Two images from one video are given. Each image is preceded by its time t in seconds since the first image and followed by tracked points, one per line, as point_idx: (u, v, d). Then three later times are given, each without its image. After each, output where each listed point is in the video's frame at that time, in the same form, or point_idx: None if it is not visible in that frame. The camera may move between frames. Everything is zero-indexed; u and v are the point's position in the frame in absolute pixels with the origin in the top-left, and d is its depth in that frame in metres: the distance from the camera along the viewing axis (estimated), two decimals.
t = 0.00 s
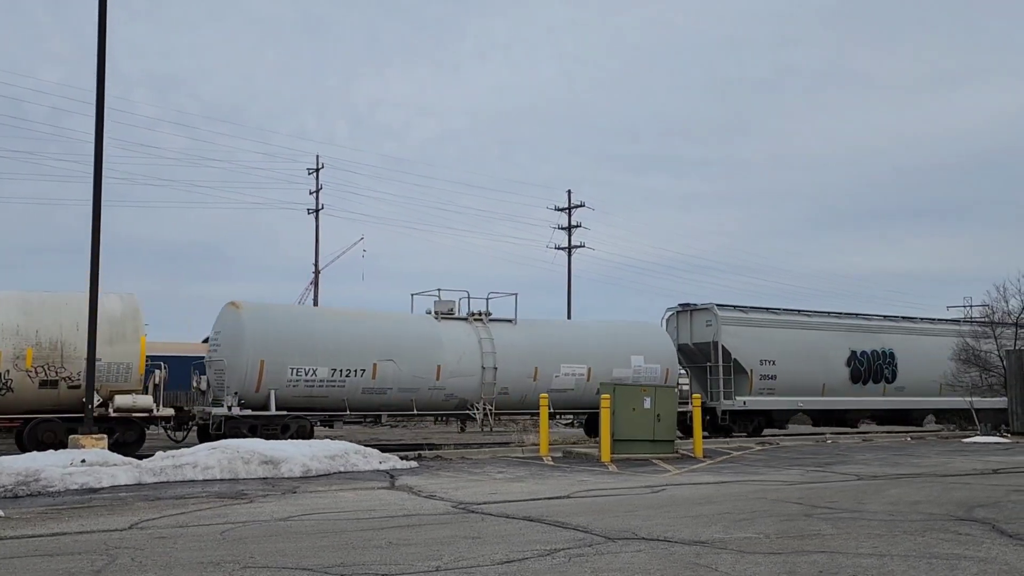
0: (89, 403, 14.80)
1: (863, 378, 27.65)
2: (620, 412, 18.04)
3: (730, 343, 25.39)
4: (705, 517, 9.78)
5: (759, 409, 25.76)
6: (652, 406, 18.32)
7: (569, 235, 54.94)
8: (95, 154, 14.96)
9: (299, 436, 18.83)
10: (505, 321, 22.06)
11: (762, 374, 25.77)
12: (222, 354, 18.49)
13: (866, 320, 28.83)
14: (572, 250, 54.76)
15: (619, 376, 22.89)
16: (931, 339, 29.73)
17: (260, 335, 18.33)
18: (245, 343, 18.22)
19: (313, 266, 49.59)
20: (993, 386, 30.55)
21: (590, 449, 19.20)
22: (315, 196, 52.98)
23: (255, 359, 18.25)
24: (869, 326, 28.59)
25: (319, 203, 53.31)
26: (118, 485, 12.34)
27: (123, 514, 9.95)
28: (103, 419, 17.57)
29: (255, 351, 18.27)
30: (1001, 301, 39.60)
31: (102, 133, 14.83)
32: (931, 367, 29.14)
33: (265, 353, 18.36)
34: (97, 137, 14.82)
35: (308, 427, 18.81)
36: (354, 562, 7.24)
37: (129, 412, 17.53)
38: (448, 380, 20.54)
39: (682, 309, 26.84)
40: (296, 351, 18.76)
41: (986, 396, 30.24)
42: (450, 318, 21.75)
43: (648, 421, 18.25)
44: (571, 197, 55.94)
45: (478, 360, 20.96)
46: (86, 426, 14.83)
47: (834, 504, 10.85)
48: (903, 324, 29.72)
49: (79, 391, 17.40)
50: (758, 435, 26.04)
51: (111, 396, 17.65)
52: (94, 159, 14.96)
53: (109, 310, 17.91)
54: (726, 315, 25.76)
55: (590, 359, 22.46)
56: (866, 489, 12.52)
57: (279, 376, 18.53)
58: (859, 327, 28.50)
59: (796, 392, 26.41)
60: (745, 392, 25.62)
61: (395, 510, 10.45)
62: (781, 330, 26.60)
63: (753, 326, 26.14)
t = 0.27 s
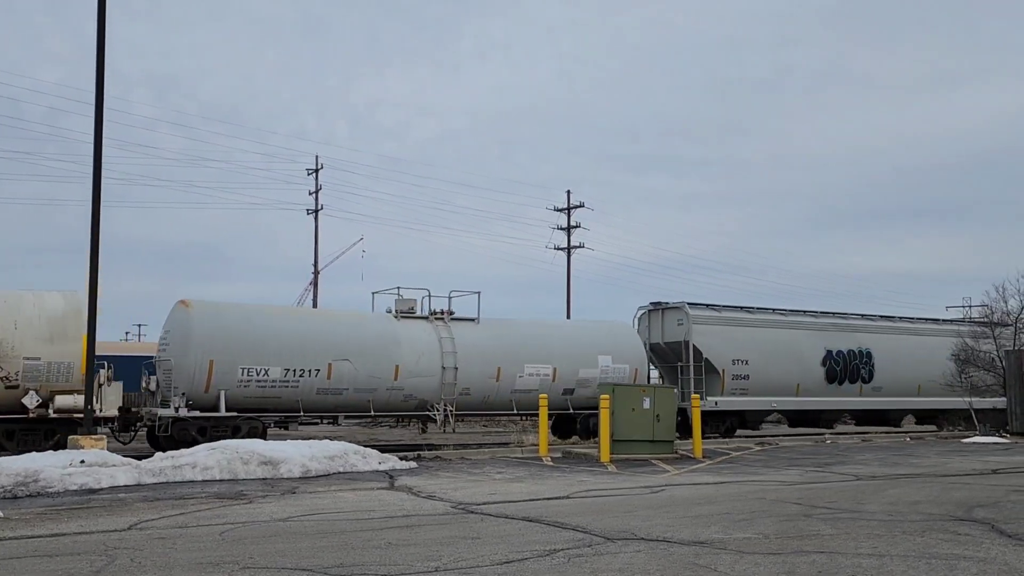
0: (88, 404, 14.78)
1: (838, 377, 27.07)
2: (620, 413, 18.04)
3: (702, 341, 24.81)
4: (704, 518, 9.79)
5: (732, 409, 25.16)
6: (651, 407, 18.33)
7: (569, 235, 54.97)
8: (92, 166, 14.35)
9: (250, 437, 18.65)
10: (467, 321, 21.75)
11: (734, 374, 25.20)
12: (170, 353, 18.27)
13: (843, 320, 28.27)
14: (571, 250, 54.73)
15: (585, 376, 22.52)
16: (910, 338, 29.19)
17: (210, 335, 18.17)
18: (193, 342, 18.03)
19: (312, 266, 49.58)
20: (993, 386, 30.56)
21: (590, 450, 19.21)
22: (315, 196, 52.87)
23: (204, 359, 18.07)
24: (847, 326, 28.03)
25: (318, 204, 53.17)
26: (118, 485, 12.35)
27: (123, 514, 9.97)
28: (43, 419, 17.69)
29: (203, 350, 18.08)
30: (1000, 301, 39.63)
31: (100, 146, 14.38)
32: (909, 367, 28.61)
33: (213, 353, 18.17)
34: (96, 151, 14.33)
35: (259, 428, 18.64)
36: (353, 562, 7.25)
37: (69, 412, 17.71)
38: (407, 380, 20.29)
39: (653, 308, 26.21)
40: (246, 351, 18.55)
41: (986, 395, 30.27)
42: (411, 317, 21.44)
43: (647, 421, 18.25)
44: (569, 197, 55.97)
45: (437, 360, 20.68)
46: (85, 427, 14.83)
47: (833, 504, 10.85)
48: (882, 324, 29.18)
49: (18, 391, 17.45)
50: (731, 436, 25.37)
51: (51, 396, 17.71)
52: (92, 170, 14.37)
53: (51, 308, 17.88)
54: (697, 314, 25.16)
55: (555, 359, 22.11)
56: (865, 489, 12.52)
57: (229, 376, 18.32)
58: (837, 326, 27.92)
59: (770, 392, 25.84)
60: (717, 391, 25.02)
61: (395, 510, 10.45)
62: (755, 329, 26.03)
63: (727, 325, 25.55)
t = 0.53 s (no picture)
0: (88, 403, 14.78)
1: (814, 377, 26.43)
2: (619, 412, 18.03)
3: (673, 341, 24.08)
4: (704, 518, 9.79)
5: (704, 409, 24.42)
6: (651, 407, 18.32)
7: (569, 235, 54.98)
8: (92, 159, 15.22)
9: (200, 440, 18.09)
10: (428, 319, 21.05)
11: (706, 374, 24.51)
12: (115, 352, 17.70)
13: (821, 318, 27.65)
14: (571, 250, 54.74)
15: (551, 376, 21.90)
16: (889, 337, 28.61)
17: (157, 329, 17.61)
18: (138, 341, 17.47)
19: (312, 265, 49.56)
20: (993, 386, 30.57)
21: (590, 450, 19.20)
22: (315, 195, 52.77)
23: (151, 356, 17.54)
24: (825, 325, 27.42)
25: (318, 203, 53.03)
26: (117, 485, 12.35)
27: (123, 514, 9.97)
28: None
29: (149, 349, 17.53)
30: (1000, 302, 39.64)
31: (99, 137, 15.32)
32: (887, 367, 28.08)
33: (160, 351, 17.60)
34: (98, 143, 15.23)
35: (209, 430, 18.07)
36: (354, 562, 7.25)
37: (8, 412, 17.43)
38: (364, 380, 19.68)
39: (623, 306, 25.33)
40: (196, 350, 17.97)
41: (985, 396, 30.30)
42: (369, 315, 20.75)
43: (647, 421, 18.25)
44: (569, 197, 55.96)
45: (395, 360, 20.01)
46: (85, 426, 14.83)
47: (833, 504, 10.85)
48: (861, 322, 28.56)
49: None
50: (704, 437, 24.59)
51: None
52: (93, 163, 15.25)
53: None
54: (669, 312, 24.39)
55: (520, 358, 21.49)
56: (865, 489, 12.53)
57: (177, 375, 17.76)
58: (814, 326, 27.29)
59: (743, 392, 25.22)
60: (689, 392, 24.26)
61: (395, 510, 10.45)
62: (729, 328, 25.34)
63: (699, 323, 24.83)
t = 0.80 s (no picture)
0: (88, 403, 14.78)
1: (789, 377, 26.03)
2: (619, 412, 18.03)
3: (643, 340, 23.66)
4: (704, 518, 9.80)
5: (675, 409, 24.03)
6: (651, 407, 18.33)
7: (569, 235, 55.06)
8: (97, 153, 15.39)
9: (147, 441, 17.93)
10: (387, 318, 20.81)
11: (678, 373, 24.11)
12: (60, 351, 17.51)
13: (799, 317, 27.17)
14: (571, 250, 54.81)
15: (513, 375, 21.62)
16: (868, 338, 28.21)
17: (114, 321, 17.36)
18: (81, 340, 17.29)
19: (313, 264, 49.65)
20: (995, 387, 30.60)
21: (590, 450, 19.20)
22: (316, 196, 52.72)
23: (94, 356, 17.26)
24: (801, 324, 26.96)
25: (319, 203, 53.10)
26: (118, 485, 12.35)
27: (123, 514, 9.97)
28: None
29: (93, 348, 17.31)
30: (1000, 303, 39.64)
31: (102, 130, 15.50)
32: (864, 367, 27.64)
33: (105, 350, 17.37)
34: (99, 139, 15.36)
35: (156, 431, 17.91)
36: (354, 562, 7.25)
37: None
38: (318, 380, 19.40)
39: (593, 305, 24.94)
40: (142, 348, 17.75)
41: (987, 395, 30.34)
42: (326, 313, 20.50)
43: (647, 421, 18.25)
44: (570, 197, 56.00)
45: (352, 358, 19.79)
46: (85, 427, 14.82)
47: (834, 504, 10.85)
48: (840, 321, 28.05)
49: None
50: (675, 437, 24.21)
51: None
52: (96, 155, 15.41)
53: None
54: (640, 310, 23.94)
55: (481, 357, 21.23)
56: (865, 489, 12.53)
57: (122, 375, 17.53)
58: (791, 324, 26.81)
59: (716, 392, 24.80)
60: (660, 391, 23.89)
61: (395, 510, 10.45)
62: (702, 326, 24.87)
63: (671, 322, 24.36)
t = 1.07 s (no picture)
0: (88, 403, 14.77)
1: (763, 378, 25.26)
2: (619, 412, 18.03)
3: (612, 340, 22.84)
4: (704, 518, 9.80)
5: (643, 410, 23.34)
6: (651, 407, 18.33)
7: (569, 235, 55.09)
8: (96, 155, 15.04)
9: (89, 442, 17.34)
10: (343, 316, 20.46)
11: (647, 374, 23.35)
12: None
13: (773, 316, 26.35)
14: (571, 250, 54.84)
15: (475, 374, 21.29)
16: (846, 337, 27.45)
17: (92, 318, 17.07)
18: (20, 339, 16.83)
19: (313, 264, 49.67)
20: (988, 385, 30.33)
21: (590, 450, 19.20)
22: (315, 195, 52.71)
23: (33, 355, 16.88)
24: (776, 323, 26.12)
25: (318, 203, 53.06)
26: (117, 485, 12.35)
27: (123, 514, 9.97)
28: None
29: (33, 348, 16.90)
30: (1000, 303, 39.57)
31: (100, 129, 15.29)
32: (841, 367, 26.85)
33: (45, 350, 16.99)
34: (97, 144, 15.10)
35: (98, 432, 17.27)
36: (354, 562, 7.25)
37: None
38: (270, 379, 19.03)
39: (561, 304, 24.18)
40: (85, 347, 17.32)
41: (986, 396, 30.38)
42: (279, 312, 20.06)
43: (647, 421, 18.25)
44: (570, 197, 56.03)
45: (306, 357, 19.41)
46: (85, 427, 14.81)
47: (834, 504, 10.85)
48: (817, 320, 27.19)
49: None
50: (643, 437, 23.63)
51: None
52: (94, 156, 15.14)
53: None
54: (607, 309, 23.11)
55: (440, 356, 20.94)
56: (865, 489, 12.54)
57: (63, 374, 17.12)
58: (766, 324, 25.98)
59: (687, 393, 24.03)
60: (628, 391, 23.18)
61: (395, 510, 10.46)
62: (673, 325, 24.05)
63: (640, 321, 23.54)
